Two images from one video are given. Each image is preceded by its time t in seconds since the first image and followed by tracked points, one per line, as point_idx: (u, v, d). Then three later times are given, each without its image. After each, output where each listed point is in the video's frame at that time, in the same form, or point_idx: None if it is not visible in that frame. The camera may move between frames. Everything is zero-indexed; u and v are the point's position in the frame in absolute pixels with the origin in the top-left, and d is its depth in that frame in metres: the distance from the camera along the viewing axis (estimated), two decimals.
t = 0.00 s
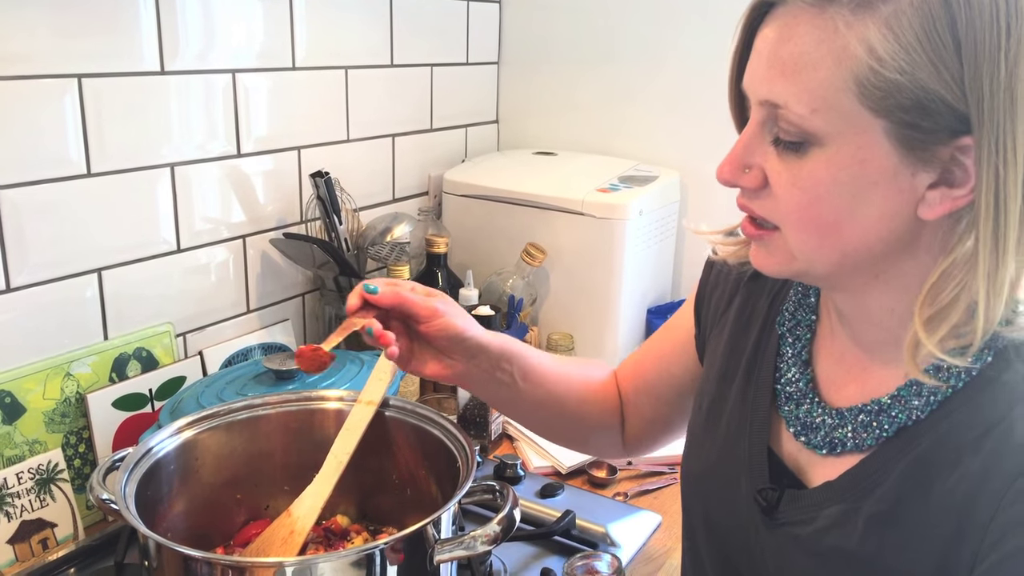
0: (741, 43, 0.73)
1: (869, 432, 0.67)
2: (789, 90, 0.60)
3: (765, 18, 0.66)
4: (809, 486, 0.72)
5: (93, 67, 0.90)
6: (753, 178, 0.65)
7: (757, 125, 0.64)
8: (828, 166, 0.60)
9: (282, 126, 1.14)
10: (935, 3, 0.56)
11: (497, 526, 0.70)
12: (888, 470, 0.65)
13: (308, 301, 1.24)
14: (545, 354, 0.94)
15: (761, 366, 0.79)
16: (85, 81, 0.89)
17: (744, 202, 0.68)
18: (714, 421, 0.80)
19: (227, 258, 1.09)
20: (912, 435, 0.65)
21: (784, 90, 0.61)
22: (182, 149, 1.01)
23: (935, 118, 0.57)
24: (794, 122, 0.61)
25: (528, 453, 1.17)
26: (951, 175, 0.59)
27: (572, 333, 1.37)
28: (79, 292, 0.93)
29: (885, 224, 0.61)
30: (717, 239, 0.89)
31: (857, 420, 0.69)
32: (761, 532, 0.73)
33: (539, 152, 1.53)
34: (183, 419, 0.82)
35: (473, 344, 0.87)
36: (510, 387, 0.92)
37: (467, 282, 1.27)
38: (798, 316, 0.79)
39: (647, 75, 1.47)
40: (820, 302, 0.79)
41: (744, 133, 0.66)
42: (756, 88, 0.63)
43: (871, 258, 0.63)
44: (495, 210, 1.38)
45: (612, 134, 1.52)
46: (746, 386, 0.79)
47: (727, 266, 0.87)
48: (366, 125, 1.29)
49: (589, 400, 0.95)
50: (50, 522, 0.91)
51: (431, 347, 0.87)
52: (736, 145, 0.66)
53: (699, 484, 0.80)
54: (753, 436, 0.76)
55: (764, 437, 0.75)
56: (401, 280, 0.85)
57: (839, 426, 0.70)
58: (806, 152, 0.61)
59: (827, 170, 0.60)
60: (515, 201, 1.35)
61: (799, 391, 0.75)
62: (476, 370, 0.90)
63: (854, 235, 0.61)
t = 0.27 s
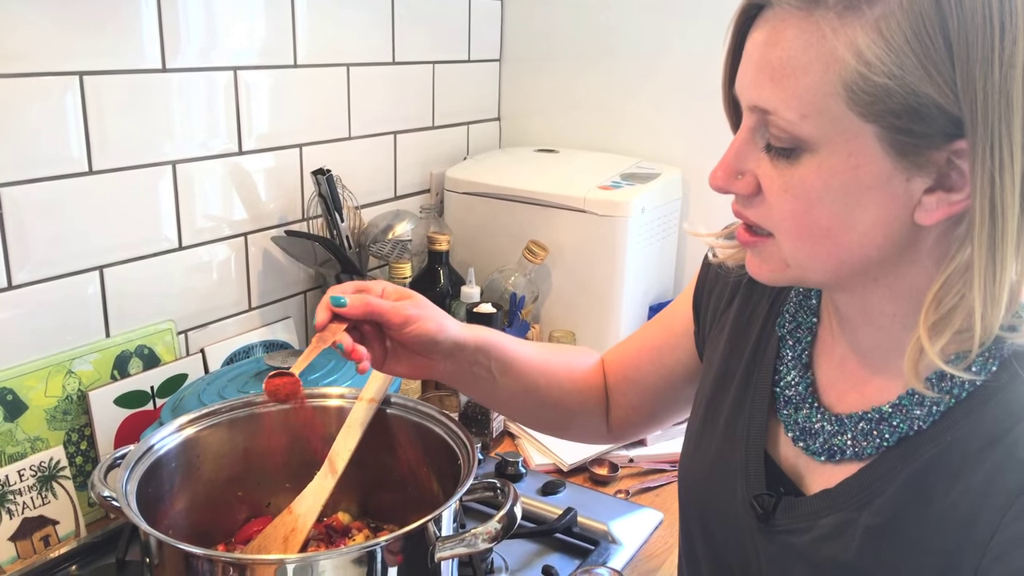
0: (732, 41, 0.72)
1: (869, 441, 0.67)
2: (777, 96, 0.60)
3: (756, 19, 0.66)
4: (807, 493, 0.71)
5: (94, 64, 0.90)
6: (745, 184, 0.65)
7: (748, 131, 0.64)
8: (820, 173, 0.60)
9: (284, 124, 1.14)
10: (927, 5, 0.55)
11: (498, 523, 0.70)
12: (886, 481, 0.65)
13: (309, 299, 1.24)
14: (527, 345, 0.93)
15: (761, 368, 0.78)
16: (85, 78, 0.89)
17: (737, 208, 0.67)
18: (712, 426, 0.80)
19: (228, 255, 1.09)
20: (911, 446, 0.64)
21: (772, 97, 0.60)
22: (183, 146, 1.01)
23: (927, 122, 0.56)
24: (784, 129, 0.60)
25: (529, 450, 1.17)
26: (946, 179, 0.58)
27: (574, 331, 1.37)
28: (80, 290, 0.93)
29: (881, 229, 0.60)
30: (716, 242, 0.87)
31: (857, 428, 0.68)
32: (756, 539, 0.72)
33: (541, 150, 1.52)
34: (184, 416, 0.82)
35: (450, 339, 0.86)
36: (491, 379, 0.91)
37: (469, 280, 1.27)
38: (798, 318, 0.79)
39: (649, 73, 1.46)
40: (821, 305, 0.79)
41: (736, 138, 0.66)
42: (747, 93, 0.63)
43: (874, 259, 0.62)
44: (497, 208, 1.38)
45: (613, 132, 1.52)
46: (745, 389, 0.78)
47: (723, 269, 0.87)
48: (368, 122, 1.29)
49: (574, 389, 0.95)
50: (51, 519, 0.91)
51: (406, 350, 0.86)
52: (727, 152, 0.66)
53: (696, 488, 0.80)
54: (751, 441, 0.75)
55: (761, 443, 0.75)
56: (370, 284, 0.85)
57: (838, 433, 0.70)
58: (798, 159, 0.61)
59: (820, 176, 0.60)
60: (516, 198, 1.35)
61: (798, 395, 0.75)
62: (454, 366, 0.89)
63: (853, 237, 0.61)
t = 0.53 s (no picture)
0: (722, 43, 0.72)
1: (871, 445, 0.67)
2: (768, 96, 0.60)
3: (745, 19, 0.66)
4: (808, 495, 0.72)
5: (94, 61, 0.90)
6: (737, 184, 0.65)
7: (739, 131, 0.64)
8: (812, 173, 0.60)
9: (283, 121, 1.14)
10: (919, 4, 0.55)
11: (497, 521, 0.70)
12: (889, 485, 0.65)
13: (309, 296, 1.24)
14: (511, 335, 0.93)
15: (760, 369, 0.78)
16: (85, 75, 0.89)
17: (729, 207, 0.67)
18: (711, 427, 0.80)
19: (228, 253, 1.09)
20: (913, 451, 0.64)
21: (762, 97, 0.60)
22: (183, 143, 1.01)
23: (920, 121, 0.56)
24: (775, 129, 0.60)
25: (529, 448, 1.17)
26: (940, 179, 0.58)
27: (574, 329, 1.37)
28: (80, 287, 0.93)
29: (874, 229, 0.60)
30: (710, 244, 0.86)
31: (858, 431, 0.68)
32: (756, 540, 0.73)
33: (540, 147, 1.52)
34: (184, 413, 0.82)
35: (435, 335, 0.85)
36: (476, 371, 0.91)
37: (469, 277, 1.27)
38: (797, 318, 0.79)
39: (648, 70, 1.46)
40: (820, 305, 0.79)
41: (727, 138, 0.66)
42: (737, 93, 0.63)
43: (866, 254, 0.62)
44: (496, 206, 1.38)
45: (613, 130, 1.52)
46: (744, 390, 0.78)
47: (718, 271, 0.86)
48: (367, 120, 1.29)
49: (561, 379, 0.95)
50: (51, 516, 0.91)
51: (391, 347, 0.85)
52: (719, 152, 0.66)
53: (695, 489, 0.80)
54: (750, 442, 0.75)
55: (760, 444, 0.75)
56: (354, 281, 0.84)
57: (839, 436, 0.70)
58: (789, 159, 0.61)
59: (811, 176, 0.60)
60: (516, 196, 1.35)
61: (797, 396, 0.75)
62: (436, 360, 0.88)
63: (847, 234, 0.61)
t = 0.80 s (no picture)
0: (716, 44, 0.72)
1: (868, 444, 0.67)
2: (763, 97, 0.60)
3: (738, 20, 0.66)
4: (807, 495, 0.71)
5: (96, 59, 0.90)
6: (732, 185, 0.65)
7: (733, 132, 0.64)
8: (805, 174, 0.60)
9: (285, 120, 1.14)
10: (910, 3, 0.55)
11: (499, 519, 0.70)
12: (886, 483, 0.65)
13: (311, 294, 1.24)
14: (515, 330, 0.93)
15: (758, 368, 0.78)
16: (88, 72, 0.89)
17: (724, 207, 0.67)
18: (710, 426, 0.80)
19: (230, 251, 1.09)
20: (911, 450, 0.64)
21: (756, 98, 0.60)
22: (185, 141, 1.01)
23: (912, 121, 0.56)
24: (768, 129, 0.60)
25: (530, 446, 1.17)
26: (933, 178, 0.58)
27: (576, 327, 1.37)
28: (83, 285, 0.93)
29: (873, 228, 0.60)
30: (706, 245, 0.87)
31: (856, 430, 0.68)
32: (755, 539, 0.73)
33: (542, 146, 1.52)
34: (187, 411, 0.82)
35: (436, 335, 0.86)
36: (478, 364, 0.91)
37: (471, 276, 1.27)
38: (795, 318, 0.79)
39: (650, 69, 1.46)
40: (817, 305, 0.78)
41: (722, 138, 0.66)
42: (731, 94, 0.63)
43: (868, 252, 0.62)
44: (498, 204, 1.38)
45: (615, 128, 1.52)
46: (743, 390, 0.78)
47: (716, 273, 0.87)
48: (370, 118, 1.29)
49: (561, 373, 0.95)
50: (53, 514, 0.91)
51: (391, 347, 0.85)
52: (714, 153, 0.65)
53: (695, 488, 0.80)
54: (750, 442, 0.75)
55: (759, 445, 0.75)
56: (360, 281, 0.84)
57: (837, 435, 0.70)
58: (783, 159, 0.61)
59: (803, 176, 0.60)
60: (518, 194, 1.35)
61: (795, 396, 0.75)
62: (437, 356, 0.88)
63: (849, 234, 0.61)
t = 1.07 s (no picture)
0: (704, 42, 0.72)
1: (860, 436, 0.67)
2: (748, 93, 0.60)
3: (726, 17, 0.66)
4: (800, 488, 0.72)
5: (96, 54, 0.90)
6: (720, 181, 0.65)
7: (721, 128, 0.64)
8: (791, 169, 0.59)
9: (285, 115, 1.14)
10: None
11: (500, 515, 0.69)
12: (878, 475, 0.65)
13: (311, 290, 1.24)
14: (543, 311, 0.94)
15: (753, 364, 0.78)
16: (88, 68, 0.89)
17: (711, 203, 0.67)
18: (705, 420, 0.80)
19: (230, 247, 1.09)
20: (902, 443, 0.64)
21: (743, 93, 0.60)
22: (185, 137, 1.01)
23: (895, 115, 0.56)
24: (754, 125, 0.60)
25: (531, 443, 1.17)
26: (919, 172, 0.58)
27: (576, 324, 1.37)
28: (82, 281, 0.93)
29: (864, 220, 0.60)
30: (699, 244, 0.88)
31: (847, 423, 0.68)
32: (751, 534, 0.73)
33: (543, 143, 1.52)
34: (187, 407, 0.82)
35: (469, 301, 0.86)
36: (503, 343, 0.92)
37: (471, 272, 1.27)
38: (788, 313, 0.79)
39: (651, 66, 1.46)
40: (810, 299, 0.78)
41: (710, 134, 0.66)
42: (718, 91, 0.63)
43: (865, 246, 0.62)
44: (499, 200, 1.38)
45: (615, 125, 1.52)
46: (738, 385, 0.78)
47: (711, 268, 0.87)
48: (370, 114, 1.28)
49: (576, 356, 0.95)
50: (53, 509, 0.91)
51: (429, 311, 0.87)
52: (702, 149, 0.65)
53: (691, 483, 0.80)
54: (744, 437, 0.75)
55: (754, 440, 0.75)
56: (408, 243, 0.87)
57: (828, 428, 0.70)
58: (768, 155, 0.61)
59: (789, 171, 0.60)
60: (518, 190, 1.35)
61: (788, 390, 0.75)
62: (466, 323, 0.89)
63: (848, 230, 0.60)
